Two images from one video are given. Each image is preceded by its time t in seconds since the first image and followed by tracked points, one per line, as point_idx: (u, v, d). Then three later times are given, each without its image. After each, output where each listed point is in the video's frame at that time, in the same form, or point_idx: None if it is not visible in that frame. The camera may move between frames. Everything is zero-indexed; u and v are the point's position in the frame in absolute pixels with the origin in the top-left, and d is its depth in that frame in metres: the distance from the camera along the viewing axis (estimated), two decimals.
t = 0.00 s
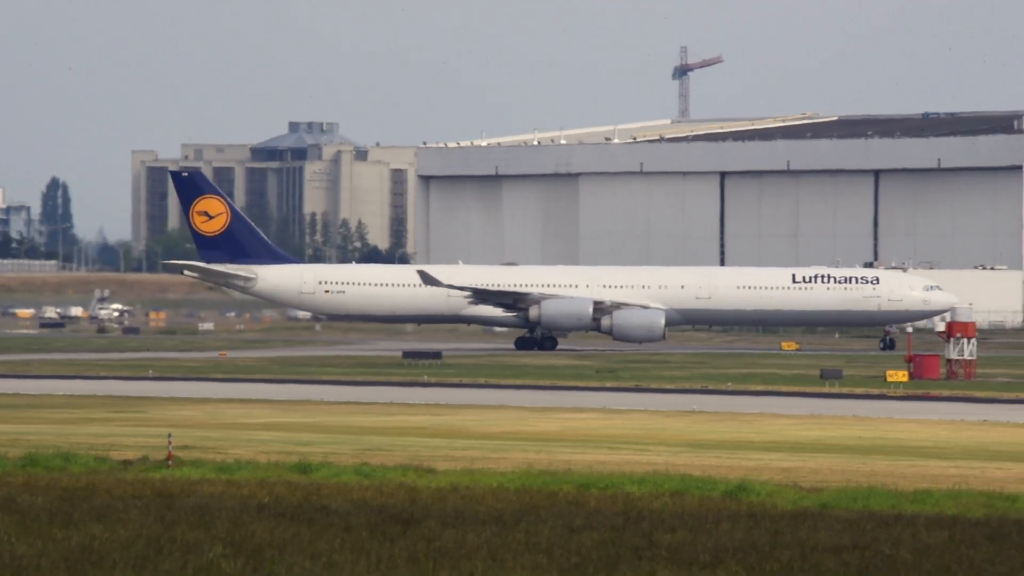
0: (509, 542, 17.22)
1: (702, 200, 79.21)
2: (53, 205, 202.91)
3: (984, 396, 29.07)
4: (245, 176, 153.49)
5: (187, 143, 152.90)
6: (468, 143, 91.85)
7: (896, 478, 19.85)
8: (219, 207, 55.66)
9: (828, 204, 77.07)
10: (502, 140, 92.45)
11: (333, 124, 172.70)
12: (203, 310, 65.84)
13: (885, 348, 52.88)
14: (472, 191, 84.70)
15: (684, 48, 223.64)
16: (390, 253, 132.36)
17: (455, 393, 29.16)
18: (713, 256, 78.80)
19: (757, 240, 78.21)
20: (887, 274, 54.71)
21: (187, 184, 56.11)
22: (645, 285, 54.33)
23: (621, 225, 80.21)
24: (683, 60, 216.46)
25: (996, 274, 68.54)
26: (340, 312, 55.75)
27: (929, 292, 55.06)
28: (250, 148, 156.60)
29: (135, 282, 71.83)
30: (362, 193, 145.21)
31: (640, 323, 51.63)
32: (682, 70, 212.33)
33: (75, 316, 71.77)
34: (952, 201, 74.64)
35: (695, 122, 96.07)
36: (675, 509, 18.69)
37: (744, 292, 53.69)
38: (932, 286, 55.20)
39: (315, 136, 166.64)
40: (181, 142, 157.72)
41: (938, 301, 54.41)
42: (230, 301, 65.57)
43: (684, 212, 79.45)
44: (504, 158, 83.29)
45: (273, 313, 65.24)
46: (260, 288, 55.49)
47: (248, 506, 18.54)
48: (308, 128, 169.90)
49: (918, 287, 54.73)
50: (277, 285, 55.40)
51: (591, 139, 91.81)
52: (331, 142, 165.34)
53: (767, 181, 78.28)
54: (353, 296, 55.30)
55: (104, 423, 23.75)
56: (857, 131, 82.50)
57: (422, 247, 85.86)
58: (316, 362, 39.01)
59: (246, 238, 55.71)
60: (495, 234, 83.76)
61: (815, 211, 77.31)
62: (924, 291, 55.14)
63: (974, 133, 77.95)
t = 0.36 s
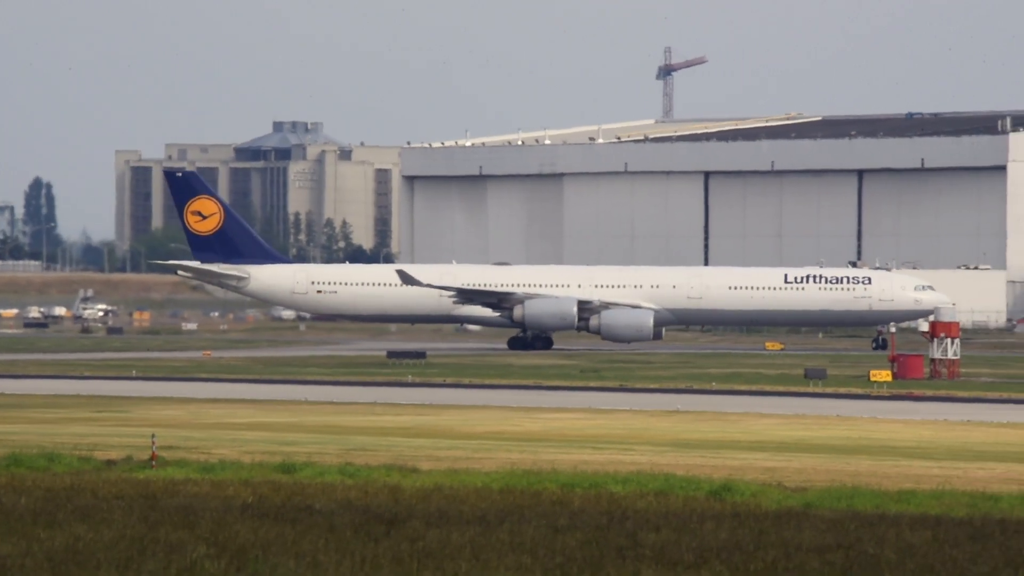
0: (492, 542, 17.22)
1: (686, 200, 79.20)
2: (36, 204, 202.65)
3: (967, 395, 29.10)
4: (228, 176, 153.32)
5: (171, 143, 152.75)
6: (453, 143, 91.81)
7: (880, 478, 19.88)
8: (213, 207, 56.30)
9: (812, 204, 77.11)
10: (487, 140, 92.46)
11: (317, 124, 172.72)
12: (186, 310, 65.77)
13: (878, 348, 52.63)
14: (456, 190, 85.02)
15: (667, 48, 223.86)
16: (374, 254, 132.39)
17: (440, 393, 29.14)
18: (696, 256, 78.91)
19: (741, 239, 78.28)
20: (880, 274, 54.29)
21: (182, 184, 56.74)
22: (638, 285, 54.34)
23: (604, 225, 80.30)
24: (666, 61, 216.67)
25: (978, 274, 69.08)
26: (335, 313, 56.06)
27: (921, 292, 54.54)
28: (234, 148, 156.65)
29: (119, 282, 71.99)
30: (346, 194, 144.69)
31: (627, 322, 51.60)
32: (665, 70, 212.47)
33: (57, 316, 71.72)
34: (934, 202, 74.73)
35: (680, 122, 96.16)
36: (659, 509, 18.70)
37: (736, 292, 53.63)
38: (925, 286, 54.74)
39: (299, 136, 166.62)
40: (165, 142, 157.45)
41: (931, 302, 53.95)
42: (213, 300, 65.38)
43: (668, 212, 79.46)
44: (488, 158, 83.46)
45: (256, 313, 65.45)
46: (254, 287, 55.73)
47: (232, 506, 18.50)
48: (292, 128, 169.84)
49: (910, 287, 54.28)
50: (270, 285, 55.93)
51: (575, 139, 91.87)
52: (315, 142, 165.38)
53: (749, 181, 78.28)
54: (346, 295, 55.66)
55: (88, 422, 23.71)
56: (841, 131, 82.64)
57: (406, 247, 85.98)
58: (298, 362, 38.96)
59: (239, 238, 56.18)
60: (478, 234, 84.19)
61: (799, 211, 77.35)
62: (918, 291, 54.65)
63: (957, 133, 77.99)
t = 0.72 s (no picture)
0: (484, 542, 17.22)
1: (677, 200, 79.22)
2: (27, 204, 202.60)
3: (957, 396, 29.12)
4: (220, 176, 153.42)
5: (162, 143, 152.62)
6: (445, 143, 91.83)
7: (872, 478, 19.90)
8: (215, 207, 57.20)
9: (803, 204, 77.15)
10: (479, 140, 92.44)
11: (309, 124, 172.67)
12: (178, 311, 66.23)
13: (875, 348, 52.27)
14: (447, 191, 84.90)
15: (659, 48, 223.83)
16: (365, 254, 132.51)
17: (432, 393, 29.15)
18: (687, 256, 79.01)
19: (733, 240, 78.42)
20: (879, 275, 53.87)
21: (184, 185, 57.62)
22: (637, 285, 54.38)
23: (595, 225, 80.43)
24: (658, 61, 216.70)
25: (969, 275, 69.04)
26: (337, 311, 56.58)
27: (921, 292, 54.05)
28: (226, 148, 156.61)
29: (110, 283, 72.73)
30: (337, 193, 145.41)
31: (622, 323, 51.66)
32: (657, 71, 212.46)
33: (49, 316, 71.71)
34: (925, 202, 74.65)
35: (672, 123, 96.23)
36: (650, 510, 18.71)
37: (732, 291, 53.48)
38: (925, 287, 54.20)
39: (290, 136, 166.54)
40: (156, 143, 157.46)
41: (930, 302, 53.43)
42: (204, 301, 66.46)
43: (659, 212, 79.48)
44: (479, 159, 83.44)
45: (247, 313, 66.11)
46: (256, 286, 56.39)
47: (224, 506, 18.51)
48: (283, 128, 169.79)
49: (909, 287, 53.87)
50: (271, 285, 56.48)
51: (567, 140, 91.88)
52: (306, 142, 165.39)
53: (741, 182, 78.41)
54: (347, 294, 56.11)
55: (80, 423, 23.72)
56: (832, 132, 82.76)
57: (398, 247, 85.97)
58: (288, 362, 38.94)
59: (240, 238, 56.98)
60: (469, 235, 84.08)
61: (791, 211, 77.37)
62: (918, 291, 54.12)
63: (949, 133, 78.15)
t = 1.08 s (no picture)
0: (477, 541, 17.22)
1: (670, 200, 79.21)
2: (20, 203, 202.41)
3: (950, 395, 29.03)
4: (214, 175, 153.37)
5: (155, 142, 152.58)
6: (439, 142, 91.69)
7: (865, 478, 19.89)
8: (219, 206, 57.54)
9: (796, 204, 77.13)
10: (472, 140, 92.39)
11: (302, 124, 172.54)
12: (172, 311, 65.96)
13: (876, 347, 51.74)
14: (440, 190, 85.15)
15: (652, 47, 223.86)
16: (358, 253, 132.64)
17: (425, 392, 29.12)
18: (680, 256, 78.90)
19: (726, 239, 78.32)
20: (879, 273, 53.47)
21: (189, 184, 58.00)
22: (637, 285, 54.37)
23: (588, 225, 80.38)
24: (652, 59, 216.62)
25: (962, 274, 68.92)
26: (340, 311, 56.78)
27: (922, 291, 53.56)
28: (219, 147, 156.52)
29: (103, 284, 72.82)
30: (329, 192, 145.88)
31: (620, 322, 51.59)
32: (651, 70, 212.39)
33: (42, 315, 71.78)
34: (918, 201, 74.72)
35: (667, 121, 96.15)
36: (644, 509, 18.70)
37: (732, 290, 53.35)
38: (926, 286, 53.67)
39: (283, 135, 166.45)
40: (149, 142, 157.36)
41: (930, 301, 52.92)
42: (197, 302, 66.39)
43: (652, 212, 79.48)
44: (473, 158, 83.55)
45: (240, 313, 65.89)
46: (259, 287, 56.65)
47: (217, 506, 18.48)
48: (276, 127, 169.74)
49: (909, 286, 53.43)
50: (274, 284, 56.70)
51: (560, 138, 91.84)
52: (299, 141, 165.37)
53: (735, 182, 78.33)
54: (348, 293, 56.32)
55: (72, 423, 23.64)
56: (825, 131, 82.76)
57: (392, 247, 85.98)
58: (281, 362, 38.83)
59: (243, 237, 57.23)
60: (463, 235, 84.26)
61: (784, 211, 77.37)
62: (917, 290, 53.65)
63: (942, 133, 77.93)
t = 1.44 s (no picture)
0: (458, 542, 17.23)
1: (651, 200, 79.27)
2: None
3: (931, 396, 29.16)
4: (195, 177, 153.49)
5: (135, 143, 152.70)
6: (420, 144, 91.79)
7: (845, 479, 19.92)
8: (211, 208, 57.59)
9: (776, 205, 77.20)
10: (452, 141, 92.47)
11: (283, 125, 172.72)
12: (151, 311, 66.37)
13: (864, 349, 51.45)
14: (422, 191, 84.95)
15: (632, 49, 224.46)
16: (340, 254, 132.94)
17: (407, 394, 29.16)
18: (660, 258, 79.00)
19: (707, 239, 78.41)
20: (865, 275, 53.25)
21: (182, 185, 58.02)
22: (625, 286, 54.41)
23: (569, 226, 80.58)
24: (632, 62, 217.31)
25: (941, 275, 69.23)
26: (331, 313, 56.82)
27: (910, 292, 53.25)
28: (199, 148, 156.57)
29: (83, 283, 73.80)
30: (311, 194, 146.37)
31: (605, 323, 51.63)
32: (631, 71, 212.78)
33: (21, 316, 71.42)
34: (898, 202, 74.73)
35: (649, 123, 96.46)
36: (625, 510, 18.73)
37: (718, 292, 53.27)
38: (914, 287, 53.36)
39: (263, 136, 166.56)
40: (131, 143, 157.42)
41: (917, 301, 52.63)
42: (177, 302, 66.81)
43: (634, 213, 79.51)
44: (454, 159, 83.72)
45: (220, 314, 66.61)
46: (250, 288, 56.76)
47: (198, 507, 18.48)
48: (257, 128, 169.84)
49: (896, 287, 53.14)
50: (266, 286, 56.84)
51: (541, 139, 92.00)
52: (280, 142, 165.56)
53: (716, 184, 78.44)
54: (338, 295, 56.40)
55: (53, 423, 23.65)
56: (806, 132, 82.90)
57: (372, 249, 85.72)
58: (259, 363, 38.87)
59: (236, 239, 57.42)
60: (445, 236, 84.26)
61: (765, 212, 77.45)
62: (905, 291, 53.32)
63: (923, 134, 78.29)
